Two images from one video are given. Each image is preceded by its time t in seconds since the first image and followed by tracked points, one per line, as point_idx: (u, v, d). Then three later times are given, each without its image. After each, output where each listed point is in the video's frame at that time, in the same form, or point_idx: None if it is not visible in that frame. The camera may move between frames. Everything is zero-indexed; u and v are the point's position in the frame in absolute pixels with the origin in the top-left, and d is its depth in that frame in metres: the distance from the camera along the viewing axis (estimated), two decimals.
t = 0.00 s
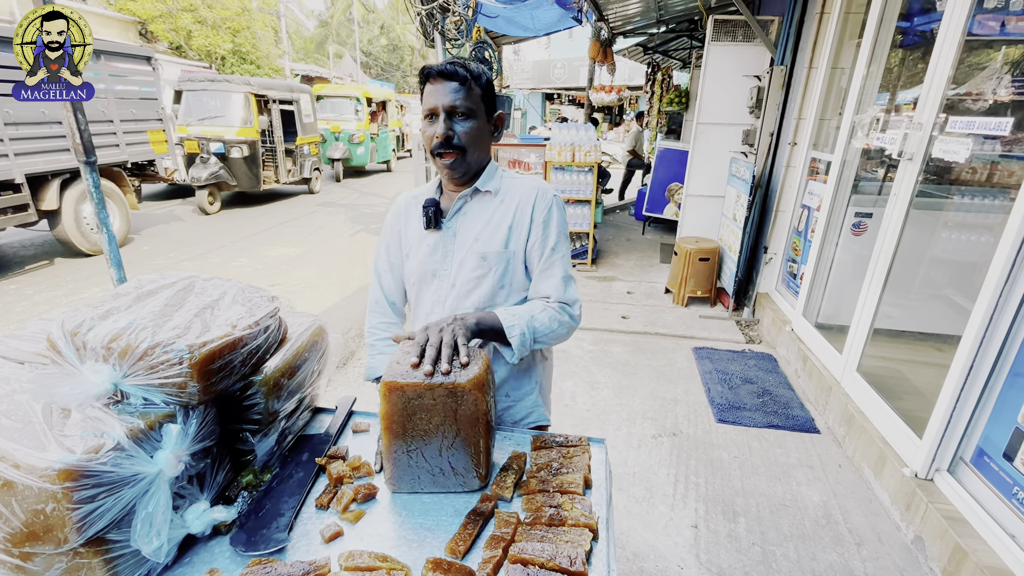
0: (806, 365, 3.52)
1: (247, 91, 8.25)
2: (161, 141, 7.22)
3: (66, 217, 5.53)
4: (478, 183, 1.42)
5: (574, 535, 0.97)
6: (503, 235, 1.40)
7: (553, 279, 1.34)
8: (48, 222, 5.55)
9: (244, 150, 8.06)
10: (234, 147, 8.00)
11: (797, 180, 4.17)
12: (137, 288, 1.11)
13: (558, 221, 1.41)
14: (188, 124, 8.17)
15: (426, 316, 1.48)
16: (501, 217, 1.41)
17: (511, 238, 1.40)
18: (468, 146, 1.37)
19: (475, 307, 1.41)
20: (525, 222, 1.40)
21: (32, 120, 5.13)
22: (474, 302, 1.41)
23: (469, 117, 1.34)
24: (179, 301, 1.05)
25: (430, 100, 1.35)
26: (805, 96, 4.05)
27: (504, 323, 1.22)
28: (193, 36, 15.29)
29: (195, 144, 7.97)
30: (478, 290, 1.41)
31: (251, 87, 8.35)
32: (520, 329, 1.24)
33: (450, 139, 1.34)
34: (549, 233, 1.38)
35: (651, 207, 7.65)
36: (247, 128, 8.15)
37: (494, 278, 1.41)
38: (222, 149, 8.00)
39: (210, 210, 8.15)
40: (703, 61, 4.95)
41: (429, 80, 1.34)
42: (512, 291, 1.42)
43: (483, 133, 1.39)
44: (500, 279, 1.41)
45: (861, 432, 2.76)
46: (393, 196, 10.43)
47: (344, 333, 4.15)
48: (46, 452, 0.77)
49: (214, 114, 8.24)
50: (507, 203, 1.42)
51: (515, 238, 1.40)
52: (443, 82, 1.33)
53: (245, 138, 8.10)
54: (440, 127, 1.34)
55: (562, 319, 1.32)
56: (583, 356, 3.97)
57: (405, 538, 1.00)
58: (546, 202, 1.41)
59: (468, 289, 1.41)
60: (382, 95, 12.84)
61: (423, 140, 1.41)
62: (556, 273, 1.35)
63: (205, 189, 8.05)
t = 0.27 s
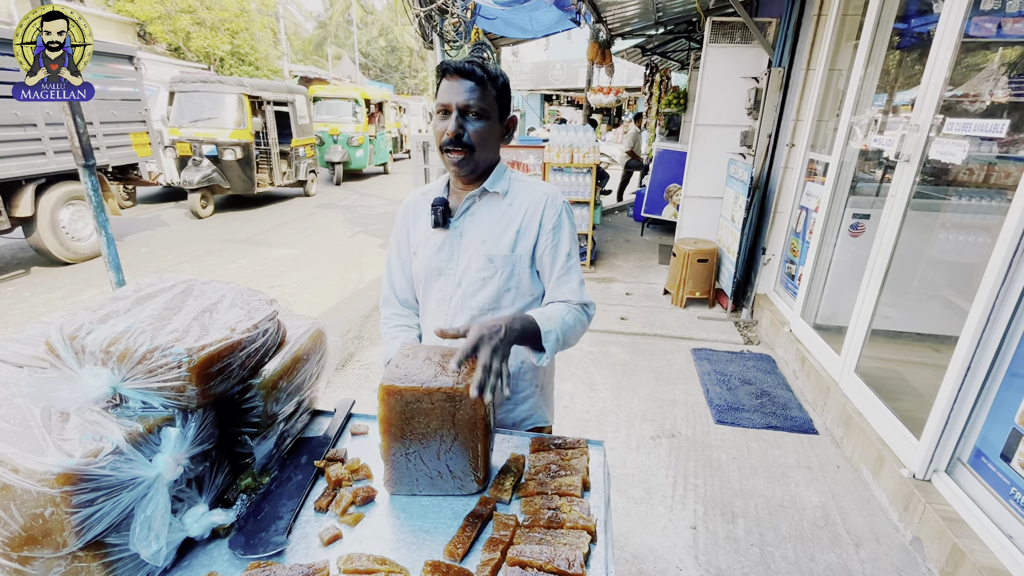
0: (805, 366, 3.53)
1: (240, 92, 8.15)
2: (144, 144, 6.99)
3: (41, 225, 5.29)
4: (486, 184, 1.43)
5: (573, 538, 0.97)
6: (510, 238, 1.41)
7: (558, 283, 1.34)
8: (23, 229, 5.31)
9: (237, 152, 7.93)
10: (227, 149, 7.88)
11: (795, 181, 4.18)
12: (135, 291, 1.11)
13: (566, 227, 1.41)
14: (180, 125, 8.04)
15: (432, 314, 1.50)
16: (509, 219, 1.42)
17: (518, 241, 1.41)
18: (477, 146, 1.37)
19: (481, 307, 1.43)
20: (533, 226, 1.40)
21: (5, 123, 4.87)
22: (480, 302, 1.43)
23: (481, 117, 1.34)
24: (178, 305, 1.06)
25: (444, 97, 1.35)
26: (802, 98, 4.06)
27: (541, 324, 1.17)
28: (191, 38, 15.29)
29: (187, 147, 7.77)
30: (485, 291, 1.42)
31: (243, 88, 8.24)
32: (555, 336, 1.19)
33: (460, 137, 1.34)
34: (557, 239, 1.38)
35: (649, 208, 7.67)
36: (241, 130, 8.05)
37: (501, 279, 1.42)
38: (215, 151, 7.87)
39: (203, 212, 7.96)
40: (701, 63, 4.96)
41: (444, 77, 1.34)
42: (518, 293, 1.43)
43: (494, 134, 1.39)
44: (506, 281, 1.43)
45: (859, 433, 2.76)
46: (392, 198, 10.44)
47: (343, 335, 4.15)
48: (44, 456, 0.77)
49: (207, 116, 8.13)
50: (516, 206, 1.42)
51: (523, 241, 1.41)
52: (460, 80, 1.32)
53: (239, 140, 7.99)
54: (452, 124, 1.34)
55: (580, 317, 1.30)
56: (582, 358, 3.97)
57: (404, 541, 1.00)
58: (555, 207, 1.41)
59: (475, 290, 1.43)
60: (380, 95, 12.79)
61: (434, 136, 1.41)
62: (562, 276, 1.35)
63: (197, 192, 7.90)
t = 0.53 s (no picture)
0: (803, 367, 3.53)
1: (233, 94, 8.04)
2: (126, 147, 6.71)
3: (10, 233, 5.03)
4: (507, 188, 1.44)
5: (571, 540, 0.97)
6: (530, 242, 1.42)
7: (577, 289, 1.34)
8: None
9: (231, 155, 7.79)
10: (220, 152, 7.72)
11: (793, 182, 4.19)
12: (133, 294, 1.11)
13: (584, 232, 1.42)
14: (172, 127, 7.83)
15: (453, 318, 1.51)
16: (529, 224, 1.43)
17: (538, 246, 1.42)
18: (501, 151, 1.37)
19: (502, 310, 1.45)
20: (552, 231, 1.41)
21: None
22: (502, 306, 1.44)
23: (501, 122, 1.35)
24: (176, 308, 1.06)
25: (462, 105, 1.34)
26: (801, 99, 4.07)
27: (541, 338, 1.17)
28: (190, 39, 15.30)
29: (179, 149, 7.57)
30: (506, 294, 1.44)
31: (237, 90, 8.15)
32: (554, 354, 1.19)
33: (483, 146, 1.35)
34: (575, 245, 1.40)
35: (648, 209, 7.69)
36: (235, 132, 7.92)
37: (522, 284, 1.44)
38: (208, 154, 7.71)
39: (195, 216, 7.83)
40: (699, 64, 4.97)
41: (460, 86, 1.34)
42: (538, 297, 1.45)
43: (513, 138, 1.40)
44: (527, 285, 1.44)
45: (858, 434, 2.77)
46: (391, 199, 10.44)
47: (342, 336, 4.15)
48: (43, 459, 0.77)
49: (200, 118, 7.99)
50: (536, 211, 1.43)
51: (543, 245, 1.42)
52: (475, 87, 1.33)
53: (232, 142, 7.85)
54: (473, 132, 1.34)
55: (587, 329, 1.30)
56: (581, 359, 3.97)
57: (403, 545, 1.00)
58: (574, 213, 1.42)
59: (496, 293, 1.44)
60: (378, 96, 12.74)
61: (455, 145, 1.41)
62: (580, 281, 1.36)
63: (190, 195, 7.74)
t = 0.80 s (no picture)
0: (803, 367, 3.53)
1: (226, 95, 7.92)
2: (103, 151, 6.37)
3: None
4: (519, 192, 1.44)
5: (570, 541, 0.97)
6: (539, 244, 1.43)
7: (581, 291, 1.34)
8: None
9: (224, 157, 7.68)
10: (212, 154, 7.62)
11: (792, 183, 4.19)
12: (132, 296, 1.12)
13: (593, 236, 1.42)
14: (163, 128, 7.66)
15: (461, 316, 1.53)
16: (539, 226, 1.43)
17: (547, 248, 1.43)
18: (513, 162, 1.37)
19: (510, 311, 1.46)
20: (561, 234, 1.42)
21: None
22: (511, 306, 1.46)
23: (514, 135, 1.33)
24: (174, 310, 1.06)
25: (476, 117, 1.32)
26: (799, 99, 4.08)
27: (538, 344, 1.17)
28: (189, 41, 15.33)
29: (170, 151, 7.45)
30: (515, 295, 1.45)
31: (230, 91, 8.04)
32: (554, 358, 1.19)
33: (495, 159, 1.35)
34: (583, 247, 1.40)
35: (647, 210, 7.70)
36: (227, 133, 7.81)
37: (530, 285, 1.45)
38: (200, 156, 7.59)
39: (188, 220, 7.68)
40: (698, 65, 4.97)
41: (474, 96, 1.31)
42: (546, 299, 1.45)
43: (526, 147, 1.40)
44: (536, 286, 1.45)
45: (857, 435, 2.77)
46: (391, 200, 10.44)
47: (342, 338, 4.15)
48: (40, 461, 0.77)
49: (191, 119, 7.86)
50: (546, 213, 1.44)
51: (552, 248, 1.43)
52: (489, 100, 1.30)
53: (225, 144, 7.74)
54: (486, 147, 1.34)
55: (587, 333, 1.30)
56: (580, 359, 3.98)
57: (403, 546, 1.00)
58: (584, 216, 1.42)
59: (505, 294, 1.46)
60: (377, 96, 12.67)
61: (468, 153, 1.41)
62: (582, 284, 1.36)
63: (183, 199, 7.59)
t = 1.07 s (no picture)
0: (802, 368, 3.53)
1: (219, 95, 7.77)
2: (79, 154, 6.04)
3: None
4: (521, 193, 1.44)
5: (569, 542, 0.97)
6: (538, 244, 1.44)
7: (575, 292, 1.35)
8: None
9: (216, 159, 7.52)
10: (204, 156, 7.45)
11: (791, 183, 4.19)
12: (131, 297, 1.11)
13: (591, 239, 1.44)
14: (153, 130, 7.50)
15: (457, 312, 1.52)
16: (538, 227, 1.44)
17: (546, 249, 1.44)
18: (513, 161, 1.37)
19: (507, 309, 1.46)
20: (560, 235, 1.43)
21: None
22: (508, 304, 1.46)
23: (513, 135, 1.34)
24: (173, 311, 1.06)
25: (475, 116, 1.33)
26: (798, 100, 4.08)
27: (536, 344, 1.19)
28: (189, 41, 15.35)
29: (161, 154, 7.28)
30: (512, 293, 1.45)
31: (222, 91, 7.89)
32: (547, 359, 1.21)
33: (495, 157, 1.35)
34: (581, 250, 1.41)
35: (647, 210, 7.70)
36: (220, 135, 7.66)
37: (528, 285, 1.45)
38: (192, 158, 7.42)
39: (179, 224, 7.46)
40: (697, 65, 4.98)
41: (474, 95, 1.31)
42: (542, 300, 1.46)
43: (526, 146, 1.40)
44: (533, 287, 1.46)
45: (857, 435, 2.77)
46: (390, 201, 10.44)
47: (341, 338, 4.15)
48: (40, 463, 0.77)
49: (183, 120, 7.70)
50: (547, 214, 1.44)
51: (550, 249, 1.44)
52: (488, 100, 1.30)
53: (217, 146, 7.59)
54: (486, 146, 1.34)
55: (580, 334, 1.31)
56: (580, 360, 3.98)
57: (402, 547, 1.00)
58: (582, 220, 1.44)
59: (502, 292, 1.46)
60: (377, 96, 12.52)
61: (467, 152, 1.41)
62: (577, 285, 1.36)
63: (174, 201, 7.40)
